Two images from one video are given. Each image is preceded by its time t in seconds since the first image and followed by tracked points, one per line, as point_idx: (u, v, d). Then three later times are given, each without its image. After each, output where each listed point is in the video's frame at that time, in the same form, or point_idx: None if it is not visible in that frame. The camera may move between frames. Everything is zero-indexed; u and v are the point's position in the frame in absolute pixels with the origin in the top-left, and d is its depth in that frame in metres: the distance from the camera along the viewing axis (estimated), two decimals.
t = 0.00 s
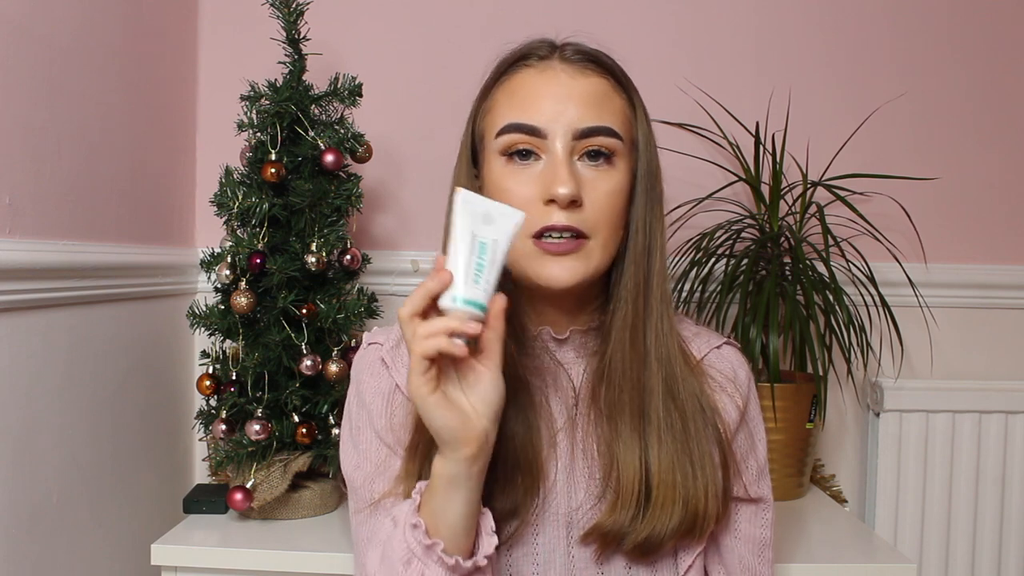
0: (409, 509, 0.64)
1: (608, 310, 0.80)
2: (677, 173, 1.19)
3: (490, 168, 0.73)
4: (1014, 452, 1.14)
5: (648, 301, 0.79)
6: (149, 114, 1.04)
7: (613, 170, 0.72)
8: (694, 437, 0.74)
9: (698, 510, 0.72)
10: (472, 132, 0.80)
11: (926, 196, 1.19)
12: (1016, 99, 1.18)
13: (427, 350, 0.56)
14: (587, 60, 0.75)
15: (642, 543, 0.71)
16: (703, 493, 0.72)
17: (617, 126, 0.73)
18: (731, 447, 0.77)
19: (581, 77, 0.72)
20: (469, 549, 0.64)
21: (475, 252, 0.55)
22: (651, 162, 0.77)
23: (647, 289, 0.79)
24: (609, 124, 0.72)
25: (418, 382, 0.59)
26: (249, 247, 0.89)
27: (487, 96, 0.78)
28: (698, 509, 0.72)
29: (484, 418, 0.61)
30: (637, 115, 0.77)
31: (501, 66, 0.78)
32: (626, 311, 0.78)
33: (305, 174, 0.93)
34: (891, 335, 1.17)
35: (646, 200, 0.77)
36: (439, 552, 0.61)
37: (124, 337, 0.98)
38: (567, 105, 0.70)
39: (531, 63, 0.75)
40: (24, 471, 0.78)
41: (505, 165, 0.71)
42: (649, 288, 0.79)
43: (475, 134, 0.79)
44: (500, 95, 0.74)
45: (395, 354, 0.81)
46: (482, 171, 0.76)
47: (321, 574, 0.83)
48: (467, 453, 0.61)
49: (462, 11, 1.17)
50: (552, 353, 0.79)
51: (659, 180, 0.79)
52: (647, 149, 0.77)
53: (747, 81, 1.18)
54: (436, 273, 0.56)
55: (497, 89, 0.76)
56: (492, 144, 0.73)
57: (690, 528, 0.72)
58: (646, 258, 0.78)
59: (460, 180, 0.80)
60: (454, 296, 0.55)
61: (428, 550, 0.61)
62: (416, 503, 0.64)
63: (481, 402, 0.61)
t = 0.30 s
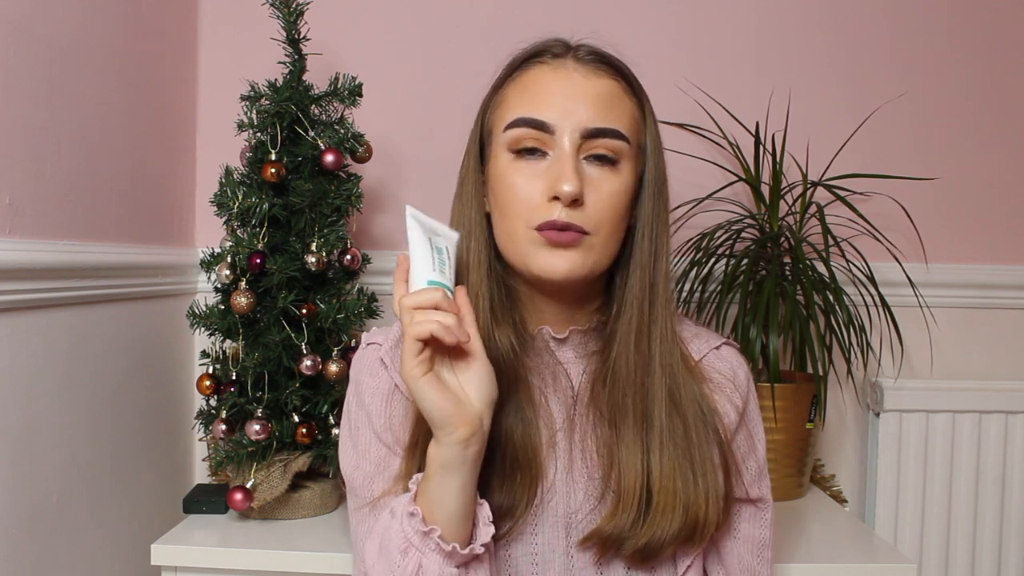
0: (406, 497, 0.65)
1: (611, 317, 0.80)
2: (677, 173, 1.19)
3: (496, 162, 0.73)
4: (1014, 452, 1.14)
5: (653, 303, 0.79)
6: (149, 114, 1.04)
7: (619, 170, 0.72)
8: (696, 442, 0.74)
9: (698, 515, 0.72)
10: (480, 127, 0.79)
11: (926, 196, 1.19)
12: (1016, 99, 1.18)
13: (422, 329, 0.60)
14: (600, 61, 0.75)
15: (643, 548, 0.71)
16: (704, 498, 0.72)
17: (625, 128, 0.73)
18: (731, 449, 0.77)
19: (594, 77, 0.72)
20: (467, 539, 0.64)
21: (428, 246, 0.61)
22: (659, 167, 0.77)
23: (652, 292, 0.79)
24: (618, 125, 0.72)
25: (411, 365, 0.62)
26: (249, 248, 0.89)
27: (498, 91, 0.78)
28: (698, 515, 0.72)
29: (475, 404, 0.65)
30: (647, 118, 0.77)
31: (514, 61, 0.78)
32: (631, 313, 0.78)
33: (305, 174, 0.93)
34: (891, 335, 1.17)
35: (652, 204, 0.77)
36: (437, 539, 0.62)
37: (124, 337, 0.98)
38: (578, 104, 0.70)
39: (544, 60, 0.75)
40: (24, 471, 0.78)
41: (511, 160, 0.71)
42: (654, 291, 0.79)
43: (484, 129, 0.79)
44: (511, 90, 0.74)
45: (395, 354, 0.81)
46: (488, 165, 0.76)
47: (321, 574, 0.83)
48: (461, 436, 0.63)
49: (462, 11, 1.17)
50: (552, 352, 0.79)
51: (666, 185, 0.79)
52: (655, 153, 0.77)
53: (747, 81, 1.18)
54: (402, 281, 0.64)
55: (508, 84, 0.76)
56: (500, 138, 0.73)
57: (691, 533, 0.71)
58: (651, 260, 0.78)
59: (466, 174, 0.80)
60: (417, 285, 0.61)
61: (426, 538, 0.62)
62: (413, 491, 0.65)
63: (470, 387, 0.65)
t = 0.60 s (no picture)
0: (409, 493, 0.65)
1: (611, 317, 0.80)
2: (677, 173, 1.19)
3: (498, 162, 0.73)
4: (1014, 451, 1.14)
5: (653, 302, 0.78)
6: (149, 114, 1.04)
7: (620, 169, 0.72)
8: (697, 441, 0.74)
9: (700, 514, 0.72)
10: (482, 126, 0.79)
11: (926, 196, 1.19)
12: (1016, 99, 1.18)
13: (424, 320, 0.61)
14: (602, 61, 0.75)
15: (644, 548, 0.71)
16: (705, 497, 0.72)
17: (626, 128, 0.73)
18: (731, 449, 0.77)
19: (595, 77, 0.72)
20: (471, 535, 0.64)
21: (417, 248, 0.62)
22: (659, 167, 0.77)
23: (653, 291, 0.79)
24: (619, 125, 0.72)
25: (412, 357, 0.63)
26: (249, 248, 0.89)
27: (500, 90, 0.78)
28: (700, 514, 0.72)
29: (475, 397, 0.65)
30: (649, 118, 0.77)
31: (516, 61, 0.78)
32: (632, 313, 0.78)
33: (305, 174, 0.93)
34: (891, 335, 1.17)
35: (653, 204, 0.77)
36: (439, 532, 0.62)
37: (124, 337, 0.98)
38: (579, 104, 0.70)
39: (546, 60, 0.75)
40: (24, 471, 0.78)
41: (512, 159, 0.71)
42: (655, 291, 0.79)
43: (485, 128, 0.79)
44: (513, 90, 0.74)
45: (394, 354, 0.81)
46: (489, 165, 0.76)
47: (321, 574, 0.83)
48: (463, 428, 0.63)
49: (462, 11, 1.17)
50: (553, 351, 0.79)
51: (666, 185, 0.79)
52: (656, 153, 0.77)
53: (748, 81, 1.18)
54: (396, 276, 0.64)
55: (510, 84, 0.76)
56: (501, 138, 0.72)
57: (692, 532, 0.71)
58: (652, 260, 0.78)
59: (467, 174, 0.80)
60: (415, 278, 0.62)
61: (428, 532, 0.62)
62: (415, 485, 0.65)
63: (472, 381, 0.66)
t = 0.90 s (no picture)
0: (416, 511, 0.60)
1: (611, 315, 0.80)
2: (677, 173, 1.19)
3: (498, 164, 0.72)
4: (1014, 451, 1.14)
5: (653, 301, 0.78)
6: (149, 114, 1.04)
7: (619, 169, 0.72)
8: (698, 437, 0.74)
9: (701, 509, 0.72)
10: (481, 128, 0.80)
11: (926, 196, 1.19)
12: (1016, 99, 1.19)
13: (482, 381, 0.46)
14: (599, 61, 0.75)
15: (644, 543, 0.71)
16: (706, 491, 0.72)
17: (625, 128, 0.73)
18: (731, 447, 0.77)
19: (593, 78, 0.73)
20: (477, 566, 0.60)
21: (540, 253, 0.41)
22: (658, 165, 0.77)
23: (653, 290, 0.78)
24: (618, 125, 0.72)
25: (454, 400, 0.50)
26: (249, 247, 0.89)
27: (497, 93, 0.78)
28: (701, 508, 0.72)
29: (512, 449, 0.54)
30: (646, 117, 0.78)
31: (513, 63, 0.78)
32: (632, 310, 0.78)
33: (305, 174, 0.93)
34: (891, 335, 1.17)
35: (652, 202, 0.77)
36: (445, 563, 0.57)
37: (124, 337, 0.98)
38: (578, 104, 0.70)
39: (543, 61, 0.75)
40: (24, 471, 0.78)
41: (512, 160, 0.71)
42: (655, 289, 0.79)
43: (484, 131, 0.79)
44: (511, 92, 0.74)
45: (396, 351, 0.81)
46: (489, 167, 0.76)
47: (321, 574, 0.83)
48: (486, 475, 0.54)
49: (462, 11, 1.17)
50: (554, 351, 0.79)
51: (665, 184, 0.79)
52: (654, 151, 0.77)
53: (748, 81, 1.18)
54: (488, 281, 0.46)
55: (508, 86, 0.76)
56: (501, 139, 0.72)
57: (693, 526, 0.72)
58: (652, 259, 0.78)
59: (466, 176, 0.80)
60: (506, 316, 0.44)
61: (433, 561, 0.57)
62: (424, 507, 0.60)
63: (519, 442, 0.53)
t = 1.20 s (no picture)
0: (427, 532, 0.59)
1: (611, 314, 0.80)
2: (677, 173, 1.19)
3: (497, 167, 0.72)
4: (1014, 451, 1.14)
5: (653, 298, 0.78)
6: (149, 114, 1.04)
7: (618, 167, 0.72)
8: (698, 432, 0.74)
9: (701, 501, 0.72)
10: (476, 132, 0.79)
11: (926, 196, 1.19)
12: (1016, 99, 1.18)
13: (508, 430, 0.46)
14: (592, 60, 0.75)
15: (645, 536, 0.71)
16: (706, 484, 0.72)
17: (622, 126, 0.73)
18: (731, 450, 0.77)
19: (587, 77, 0.73)
20: None
21: (517, 262, 0.44)
22: (655, 160, 0.77)
23: (653, 287, 0.79)
24: (615, 123, 0.72)
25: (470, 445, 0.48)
26: (249, 247, 0.89)
27: (492, 96, 0.78)
28: (701, 501, 0.72)
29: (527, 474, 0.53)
30: (641, 114, 0.78)
31: (506, 65, 0.78)
32: (632, 308, 0.78)
33: (305, 175, 0.93)
34: (891, 335, 1.18)
35: (649, 198, 0.78)
36: None
37: (124, 337, 0.98)
38: (574, 104, 0.70)
39: (537, 62, 0.75)
40: (24, 471, 0.78)
41: (512, 163, 0.71)
42: (655, 286, 0.79)
43: (480, 134, 0.79)
44: (507, 95, 0.74)
45: (398, 352, 0.82)
46: (488, 170, 0.76)
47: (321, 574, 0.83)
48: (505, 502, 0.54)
49: (462, 11, 1.17)
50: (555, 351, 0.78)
51: (662, 180, 0.79)
52: (651, 147, 0.77)
53: (748, 81, 1.18)
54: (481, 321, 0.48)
55: (502, 88, 0.76)
56: (499, 142, 0.72)
57: (695, 518, 0.72)
58: (651, 254, 0.78)
59: (465, 179, 0.80)
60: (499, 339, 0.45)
61: None
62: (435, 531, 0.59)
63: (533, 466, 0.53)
